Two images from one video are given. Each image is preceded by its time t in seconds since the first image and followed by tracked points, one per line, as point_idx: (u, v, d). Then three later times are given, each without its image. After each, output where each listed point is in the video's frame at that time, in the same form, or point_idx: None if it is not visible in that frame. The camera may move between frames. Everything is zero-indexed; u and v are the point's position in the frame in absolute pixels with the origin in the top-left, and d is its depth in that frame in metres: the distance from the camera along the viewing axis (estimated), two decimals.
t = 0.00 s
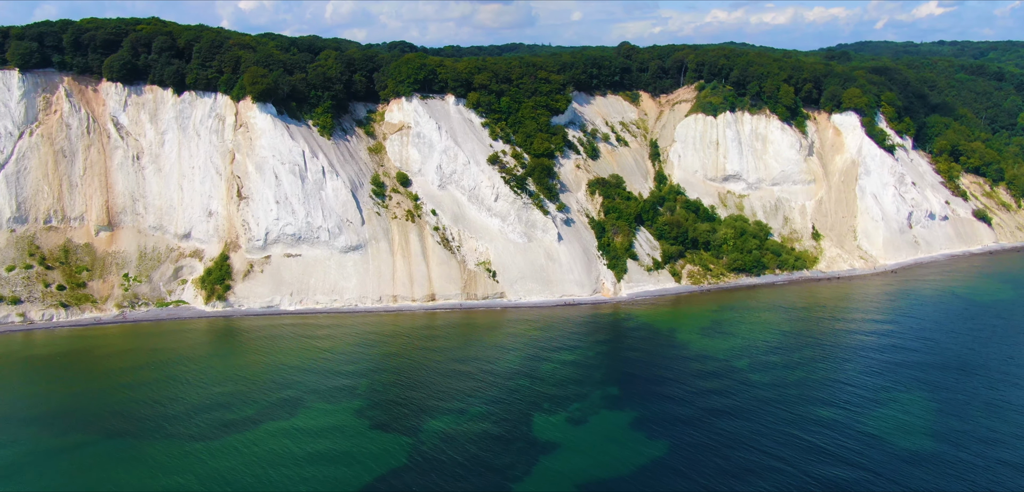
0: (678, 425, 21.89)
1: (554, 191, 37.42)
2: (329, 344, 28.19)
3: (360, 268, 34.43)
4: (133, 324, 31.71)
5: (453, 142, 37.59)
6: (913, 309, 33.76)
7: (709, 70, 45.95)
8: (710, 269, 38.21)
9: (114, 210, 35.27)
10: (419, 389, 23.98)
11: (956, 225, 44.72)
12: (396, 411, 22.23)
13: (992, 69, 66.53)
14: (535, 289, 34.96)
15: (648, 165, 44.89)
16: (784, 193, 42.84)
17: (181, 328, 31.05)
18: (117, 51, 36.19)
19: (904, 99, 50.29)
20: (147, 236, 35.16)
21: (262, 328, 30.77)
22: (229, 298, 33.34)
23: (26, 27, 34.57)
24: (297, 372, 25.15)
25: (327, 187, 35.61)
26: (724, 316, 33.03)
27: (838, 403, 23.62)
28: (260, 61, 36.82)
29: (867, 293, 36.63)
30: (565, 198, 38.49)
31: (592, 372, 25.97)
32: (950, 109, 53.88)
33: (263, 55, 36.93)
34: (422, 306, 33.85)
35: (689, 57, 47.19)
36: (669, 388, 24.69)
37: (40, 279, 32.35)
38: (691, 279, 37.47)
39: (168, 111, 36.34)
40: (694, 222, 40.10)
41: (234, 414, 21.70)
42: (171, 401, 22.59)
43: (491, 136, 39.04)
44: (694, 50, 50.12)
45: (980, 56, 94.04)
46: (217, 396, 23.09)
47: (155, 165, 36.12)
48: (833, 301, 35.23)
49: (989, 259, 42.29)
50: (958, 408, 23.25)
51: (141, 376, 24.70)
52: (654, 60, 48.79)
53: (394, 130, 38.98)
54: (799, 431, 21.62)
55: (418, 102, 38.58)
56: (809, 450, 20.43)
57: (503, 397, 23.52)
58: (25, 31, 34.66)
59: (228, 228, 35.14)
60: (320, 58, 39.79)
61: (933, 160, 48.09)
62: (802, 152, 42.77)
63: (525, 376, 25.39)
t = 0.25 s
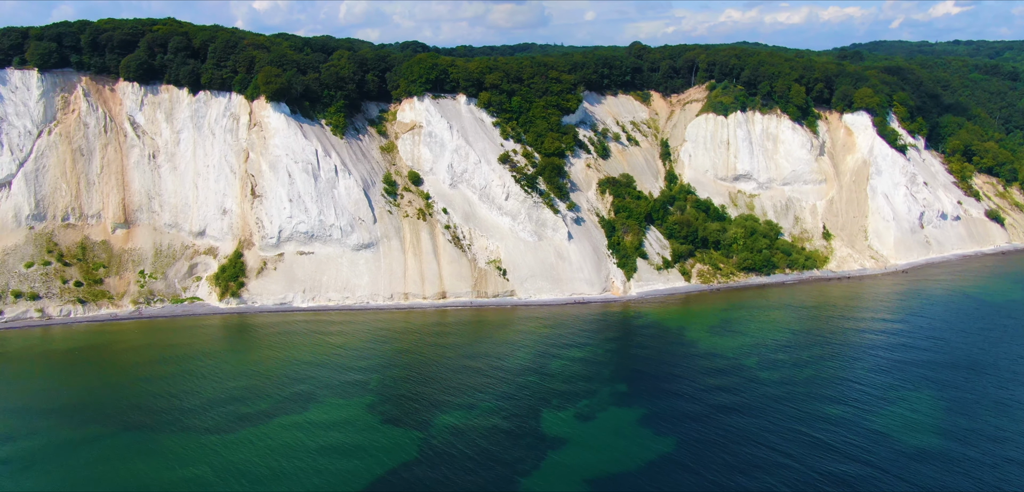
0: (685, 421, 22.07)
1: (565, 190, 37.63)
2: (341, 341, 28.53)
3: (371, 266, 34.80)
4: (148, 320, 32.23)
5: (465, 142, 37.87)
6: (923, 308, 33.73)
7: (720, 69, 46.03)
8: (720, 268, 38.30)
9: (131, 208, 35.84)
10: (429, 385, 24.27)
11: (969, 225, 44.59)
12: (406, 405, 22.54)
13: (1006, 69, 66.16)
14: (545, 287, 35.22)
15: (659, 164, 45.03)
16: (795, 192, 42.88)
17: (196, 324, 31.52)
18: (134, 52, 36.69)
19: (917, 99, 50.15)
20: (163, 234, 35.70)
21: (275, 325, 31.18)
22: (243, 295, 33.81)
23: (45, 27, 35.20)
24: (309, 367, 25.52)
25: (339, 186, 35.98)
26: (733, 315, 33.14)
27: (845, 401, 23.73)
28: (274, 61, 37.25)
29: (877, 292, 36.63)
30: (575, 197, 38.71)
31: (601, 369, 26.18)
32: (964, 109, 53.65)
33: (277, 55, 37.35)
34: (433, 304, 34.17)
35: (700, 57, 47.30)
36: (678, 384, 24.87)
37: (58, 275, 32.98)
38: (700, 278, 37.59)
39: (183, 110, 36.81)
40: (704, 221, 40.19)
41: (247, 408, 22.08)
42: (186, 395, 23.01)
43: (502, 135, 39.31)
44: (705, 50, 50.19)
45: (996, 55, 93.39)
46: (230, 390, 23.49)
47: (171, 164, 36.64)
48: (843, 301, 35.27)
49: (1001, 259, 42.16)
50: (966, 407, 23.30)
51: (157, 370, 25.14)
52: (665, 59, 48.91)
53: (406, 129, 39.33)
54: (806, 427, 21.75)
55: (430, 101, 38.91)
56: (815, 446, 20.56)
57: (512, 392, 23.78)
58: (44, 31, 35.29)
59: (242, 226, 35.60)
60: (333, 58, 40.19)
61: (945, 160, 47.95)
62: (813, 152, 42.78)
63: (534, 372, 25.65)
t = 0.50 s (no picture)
0: (694, 417, 22.25)
1: (576, 189, 37.84)
2: (353, 337, 28.87)
3: (384, 264, 35.17)
4: (164, 316, 32.73)
5: (477, 141, 38.14)
6: (935, 308, 33.68)
7: (732, 70, 46.10)
8: (730, 268, 38.37)
9: (148, 206, 36.40)
10: (439, 380, 24.57)
11: (982, 225, 44.41)
12: (417, 400, 22.85)
13: (1022, 69, 65.72)
14: (555, 286, 35.45)
15: (670, 164, 45.13)
16: (806, 192, 42.88)
17: (211, 321, 31.99)
18: (151, 52, 37.23)
19: (930, 99, 49.95)
20: (179, 231, 36.24)
21: (289, 321, 31.59)
22: (257, 292, 34.29)
23: (64, 28, 35.84)
24: (322, 363, 25.89)
25: (352, 185, 36.35)
26: (744, 314, 33.24)
27: (853, 398, 23.82)
28: (288, 61, 37.69)
29: (889, 292, 36.60)
30: (586, 197, 38.90)
31: (611, 366, 26.39)
32: (978, 109, 53.39)
33: (292, 55, 37.74)
34: (444, 302, 34.49)
35: (712, 57, 47.38)
36: (687, 382, 25.05)
37: (77, 272, 33.62)
38: (711, 277, 37.69)
39: (200, 110, 37.30)
40: (715, 221, 40.26)
41: (260, 402, 22.46)
42: (201, 388, 23.44)
43: (514, 135, 39.58)
44: (717, 50, 50.23)
45: (1013, 55, 92.61)
46: (244, 384, 23.89)
47: (187, 162, 37.17)
48: (854, 300, 35.28)
49: (1015, 260, 42.00)
50: (975, 405, 23.32)
51: (172, 365, 25.59)
52: (677, 59, 49.02)
53: (419, 129, 39.70)
54: (814, 424, 21.88)
55: (443, 101, 39.23)
56: (823, 442, 20.68)
57: (522, 388, 24.04)
58: (63, 32, 35.91)
59: (256, 224, 36.05)
60: (347, 58, 40.58)
61: (959, 160, 47.83)
62: (825, 152, 42.75)
63: (543, 369, 25.89)
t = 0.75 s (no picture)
0: (703, 413, 22.42)
1: (588, 189, 38.03)
2: (366, 334, 29.23)
3: (397, 262, 35.53)
4: (181, 312, 33.26)
5: (489, 140, 38.40)
6: (948, 308, 33.60)
7: (745, 69, 46.17)
8: (742, 267, 38.43)
9: (165, 204, 36.96)
10: (451, 375, 24.88)
11: (997, 226, 44.21)
12: (429, 395, 23.15)
13: None
14: (567, 284, 35.68)
15: (682, 164, 45.21)
16: (819, 192, 42.87)
17: (226, 317, 32.47)
18: (169, 52, 37.76)
19: (945, 99, 49.72)
20: (196, 229, 36.81)
21: (303, 318, 32.02)
22: (272, 289, 34.77)
23: (85, 28, 36.56)
24: (336, 358, 26.27)
25: (366, 183, 36.71)
26: (755, 313, 33.31)
27: (863, 396, 23.90)
28: (303, 61, 38.14)
29: (901, 292, 36.54)
30: (598, 196, 39.08)
31: (621, 363, 26.58)
32: (994, 108, 53.07)
33: (306, 55, 38.21)
34: (457, 299, 34.81)
35: (725, 57, 47.43)
36: (697, 379, 25.22)
37: (96, 268, 34.23)
38: (722, 277, 37.78)
39: (216, 109, 37.80)
40: (727, 220, 40.31)
41: (275, 395, 22.84)
42: (217, 382, 23.86)
43: (526, 134, 39.82)
44: (730, 49, 50.24)
45: None
46: (259, 378, 24.29)
47: (203, 161, 37.70)
48: (866, 300, 35.26)
49: None
50: (985, 404, 23.33)
51: (188, 359, 26.05)
52: (690, 59, 49.10)
53: (432, 128, 40.04)
54: (823, 421, 21.99)
55: (456, 100, 39.53)
56: (831, 439, 20.80)
57: (533, 384, 24.30)
58: (83, 33, 36.60)
59: (271, 222, 36.52)
60: (361, 58, 40.98)
61: (974, 160, 47.65)
62: (838, 152, 42.70)
63: (554, 365, 26.14)
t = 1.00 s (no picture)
0: (713, 410, 22.57)
1: (600, 188, 38.22)
2: (380, 330, 29.57)
3: (410, 260, 35.89)
4: (198, 308, 33.80)
5: (502, 139, 38.64)
6: (961, 308, 33.50)
7: (759, 69, 46.18)
8: (754, 267, 38.45)
9: (183, 202, 37.52)
10: (463, 371, 25.17)
11: (1012, 226, 43.99)
12: (441, 390, 23.44)
13: None
14: (579, 283, 35.89)
15: (695, 163, 45.27)
16: (833, 192, 42.82)
17: (242, 313, 32.96)
18: (187, 52, 38.32)
19: (961, 99, 49.44)
20: (213, 226, 37.35)
21: (318, 315, 32.43)
22: (287, 286, 35.25)
23: (105, 29, 37.21)
24: (349, 354, 26.62)
25: (380, 182, 37.06)
26: (767, 313, 33.37)
27: (874, 394, 23.94)
28: (319, 61, 38.58)
29: (915, 292, 36.45)
30: (610, 195, 39.26)
31: (632, 360, 26.75)
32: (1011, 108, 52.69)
33: (322, 55, 38.69)
34: (469, 297, 35.11)
35: (739, 57, 47.44)
36: (707, 376, 25.37)
37: (115, 265, 34.84)
38: (734, 276, 37.84)
39: (233, 108, 38.29)
40: (739, 220, 40.34)
41: (289, 389, 23.21)
42: (233, 376, 24.27)
43: (539, 133, 40.05)
44: (744, 49, 50.21)
45: None
46: (274, 373, 24.68)
47: (220, 159, 38.20)
48: (879, 300, 35.23)
49: None
50: (997, 403, 23.31)
51: (205, 354, 26.49)
52: (704, 59, 49.15)
53: (446, 128, 40.37)
54: (833, 418, 22.07)
55: (469, 100, 39.82)
56: (841, 436, 20.89)
57: (544, 380, 24.54)
58: (104, 33, 37.24)
59: (287, 220, 37.00)
60: (376, 58, 41.36)
61: (990, 161, 47.46)
62: (852, 152, 42.64)
63: (565, 362, 26.36)
